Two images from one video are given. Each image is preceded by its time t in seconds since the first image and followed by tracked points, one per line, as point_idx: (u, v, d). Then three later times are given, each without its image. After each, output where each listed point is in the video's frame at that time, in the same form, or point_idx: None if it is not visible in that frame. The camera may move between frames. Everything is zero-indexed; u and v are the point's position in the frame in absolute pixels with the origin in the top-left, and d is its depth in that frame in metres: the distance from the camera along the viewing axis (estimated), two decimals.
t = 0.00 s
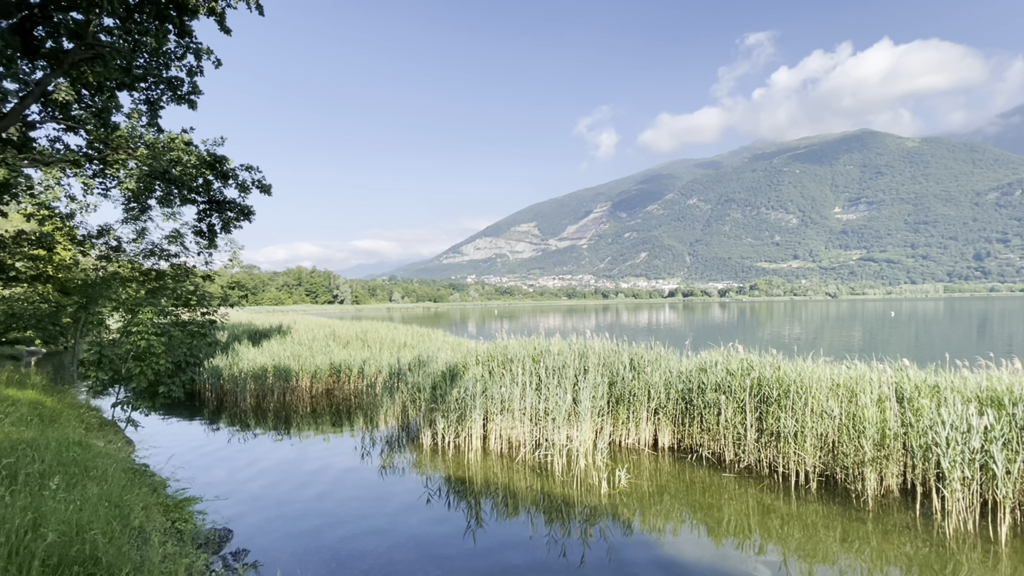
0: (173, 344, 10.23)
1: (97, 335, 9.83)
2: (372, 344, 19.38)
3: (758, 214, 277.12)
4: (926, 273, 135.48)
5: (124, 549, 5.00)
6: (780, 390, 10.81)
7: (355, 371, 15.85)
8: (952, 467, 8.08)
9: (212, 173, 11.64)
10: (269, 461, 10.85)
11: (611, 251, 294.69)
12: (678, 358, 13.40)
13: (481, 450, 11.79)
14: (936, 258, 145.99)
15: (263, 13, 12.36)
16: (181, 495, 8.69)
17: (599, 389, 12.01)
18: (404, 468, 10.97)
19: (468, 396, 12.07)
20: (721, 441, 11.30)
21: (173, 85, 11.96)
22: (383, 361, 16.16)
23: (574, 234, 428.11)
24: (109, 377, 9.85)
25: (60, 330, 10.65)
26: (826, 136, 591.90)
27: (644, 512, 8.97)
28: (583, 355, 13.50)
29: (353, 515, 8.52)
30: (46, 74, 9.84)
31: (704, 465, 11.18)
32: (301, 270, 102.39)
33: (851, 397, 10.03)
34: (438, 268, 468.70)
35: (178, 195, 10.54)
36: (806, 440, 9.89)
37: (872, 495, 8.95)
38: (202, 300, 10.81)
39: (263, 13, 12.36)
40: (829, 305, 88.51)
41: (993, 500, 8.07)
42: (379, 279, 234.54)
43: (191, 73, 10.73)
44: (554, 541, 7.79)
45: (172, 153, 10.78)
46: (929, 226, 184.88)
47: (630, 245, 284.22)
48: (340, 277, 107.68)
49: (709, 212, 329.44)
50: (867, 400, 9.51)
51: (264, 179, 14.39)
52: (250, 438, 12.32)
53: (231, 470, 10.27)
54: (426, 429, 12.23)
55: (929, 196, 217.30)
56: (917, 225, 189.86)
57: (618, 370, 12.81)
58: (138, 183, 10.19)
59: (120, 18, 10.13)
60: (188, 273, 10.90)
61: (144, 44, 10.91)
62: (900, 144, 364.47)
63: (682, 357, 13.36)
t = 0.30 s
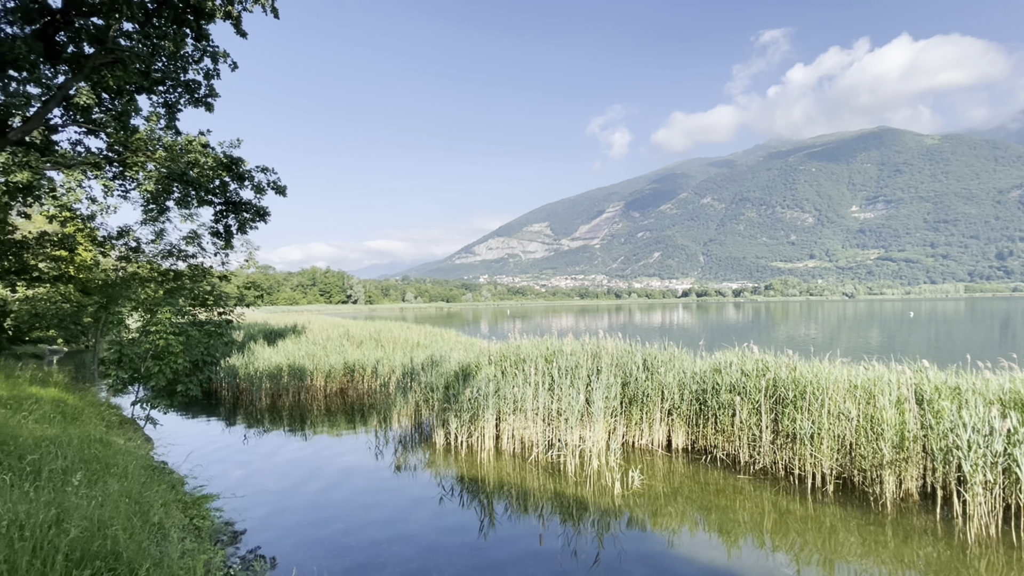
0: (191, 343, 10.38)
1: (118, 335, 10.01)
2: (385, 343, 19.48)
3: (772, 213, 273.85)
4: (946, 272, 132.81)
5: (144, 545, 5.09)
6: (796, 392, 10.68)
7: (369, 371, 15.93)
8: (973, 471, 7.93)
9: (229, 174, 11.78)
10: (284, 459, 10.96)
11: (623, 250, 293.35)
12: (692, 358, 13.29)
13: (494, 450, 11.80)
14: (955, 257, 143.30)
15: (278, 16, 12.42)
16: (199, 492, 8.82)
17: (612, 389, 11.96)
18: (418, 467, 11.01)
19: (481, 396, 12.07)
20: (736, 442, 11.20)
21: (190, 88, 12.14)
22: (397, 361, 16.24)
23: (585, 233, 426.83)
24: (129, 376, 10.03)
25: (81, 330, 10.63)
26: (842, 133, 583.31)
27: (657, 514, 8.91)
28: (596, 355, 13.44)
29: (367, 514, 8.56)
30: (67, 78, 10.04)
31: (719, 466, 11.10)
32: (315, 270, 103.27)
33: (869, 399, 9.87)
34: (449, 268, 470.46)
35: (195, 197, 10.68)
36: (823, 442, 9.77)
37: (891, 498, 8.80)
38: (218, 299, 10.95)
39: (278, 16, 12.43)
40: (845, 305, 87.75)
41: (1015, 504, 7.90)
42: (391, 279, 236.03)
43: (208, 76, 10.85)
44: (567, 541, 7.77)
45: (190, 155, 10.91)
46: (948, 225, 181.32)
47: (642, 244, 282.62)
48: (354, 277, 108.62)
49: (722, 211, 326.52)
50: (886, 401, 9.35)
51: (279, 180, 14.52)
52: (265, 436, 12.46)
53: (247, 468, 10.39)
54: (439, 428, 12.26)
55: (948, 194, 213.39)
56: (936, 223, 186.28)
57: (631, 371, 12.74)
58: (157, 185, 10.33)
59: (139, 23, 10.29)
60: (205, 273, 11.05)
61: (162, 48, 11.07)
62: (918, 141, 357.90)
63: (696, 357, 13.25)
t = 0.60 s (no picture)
0: (213, 343, 10.58)
1: (142, 334, 10.24)
2: (402, 344, 19.61)
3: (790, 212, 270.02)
4: (972, 271, 129.45)
5: (170, 540, 5.20)
6: (817, 394, 10.54)
7: (386, 371, 16.04)
8: (1001, 476, 7.74)
9: (249, 177, 11.96)
10: (304, 458, 11.09)
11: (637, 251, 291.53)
12: (710, 359, 13.16)
13: (510, 450, 11.81)
14: (980, 257, 139.77)
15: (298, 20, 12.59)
16: (221, 490, 8.98)
17: (629, 390, 11.90)
18: (434, 467, 11.07)
19: (497, 396, 12.08)
20: (755, 445, 11.09)
21: (212, 93, 12.34)
22: (413, 361, 16.33)
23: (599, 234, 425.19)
24: (153, 375, 10.27)
25: (106, 330, 10.81)
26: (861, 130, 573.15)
27: (675, 516, 8.85)
28: (612, 356, 13.37)
29: (385, 513, 8.62)
30: (94, 84, 10.29)
31: (738, 469, 11.00)
32: (332, 271, 104.47)
33: (893, 401, 9.69)
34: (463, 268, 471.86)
35: (217, 199, 10.85)
36: (845, 445, 9.62)
37: (915, 503, 8.62)
38: (239, 300, 11.14)
39: (297, 20, 12.59)
40: (867, 305, 89.00)
41: None
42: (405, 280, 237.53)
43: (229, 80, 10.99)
44: (584, 542, 7.75)
45: (212, 158, 11.05)
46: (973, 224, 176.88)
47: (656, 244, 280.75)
48: (369, 278, 109.63)
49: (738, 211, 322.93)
50: (910, 404, 9.19)
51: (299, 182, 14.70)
52: (285, 435, 12.62)
53: (267, 466, 10.54)
54: (456, 428, 12.30)
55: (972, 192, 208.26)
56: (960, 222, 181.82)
57: (648, 372, 12.65)
58: (180, 187, 10.40)
59: (163, 29, 10.50)
60: (226, 275, 11.23)
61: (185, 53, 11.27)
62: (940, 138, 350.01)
63: (714, 358, 13.15)
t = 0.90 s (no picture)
0: (235, 344, 10.80)
1: (167, 335, 10.52)
2: (420, 345, 19.74)
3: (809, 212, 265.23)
4: (1001, 271, 125.68)
5: (197, 536, 5.30)
6: (841, 397, 10.38)
7: (404, 372, 16.13)
8: None
9: (271, 180, 12.14)
10: (324, 457, 11.22)
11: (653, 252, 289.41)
12: (730, 361, 13.01)
13: (528, 452, 11.81)
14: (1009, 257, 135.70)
15: (317, 26, 12.73)
16: (244, 488, 9.14)
17: (648, 392, 11.84)
18: (452, 467, 11.13)
19: (515, 397, 12.08)
20: (777, 448, 10.96)
21: (235, 97, 12.55)
22: (431, 362, 16.40)
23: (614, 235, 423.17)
24: (179, 375, 10.54)
25: (135, 330, 10.91)
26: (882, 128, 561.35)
27: (694, 520, 8.76)
28: (631, 358, 13.28)
29: (404, 512, 8.68)
30: (122, 91, 10.55)
31: (759, 473, 10.88)
32: (350, 272, 105.76)
33: (919, 405, 9.46)
34: (478, 270, 473.58)
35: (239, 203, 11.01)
36: (870, 449, 9.45)
37: (943, 509, 8.40)
38: (261, 301, 11.26)
39: (317, 26, 12.74)
40: (892, 306, 87.02)
41: None
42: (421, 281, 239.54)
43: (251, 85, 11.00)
44: (602, 545, 7.70)
45: (235, 162, 11.23)
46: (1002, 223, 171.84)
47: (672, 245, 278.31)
48: (387, 279, 110.74)
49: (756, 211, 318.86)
50: (938, 408, 8.94)
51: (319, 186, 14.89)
52: (305, 434, 12.79)
53: (288, 465, 10.69)
54: (474, 429, 12.34)
55: (1000, 190, 202.63)
56: (988, 221, 176.74)
57: (667, 373, 12.55)
58: (203, 192, 10.61)
59: (187, 36, 10.72)
60: (249, 276, 11.41)
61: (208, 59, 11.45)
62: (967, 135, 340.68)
63: (735, 360, 12.99)
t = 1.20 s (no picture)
0: (258, 345, 10.98)
1: (191, 336, 10.76)
2: (438, 347, 19.83)
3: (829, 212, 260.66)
4: None
5: (222, 534, 5.40)
6: (865, 400, 10.20)
7: (422, 373, 16.21)
8: None
9: (291, 184, 12.30)
10: (344, 458, 11.33)
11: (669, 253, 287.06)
12: (751, 364, 12.84)
13: (546, 454, 11.78)
14: None
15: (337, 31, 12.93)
16: (266, 487, 9.28)
17: (667, 395, 11.74)
18: (470, 469, 11.17)
19: (532, 399, 12.08)
20: (799, 452, 10.80)
21: (257, 103, 12.79)
22: (449, 364, 16.44)
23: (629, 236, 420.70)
24: (203, 375, 10.78)
25: (161, 331, 11.08)
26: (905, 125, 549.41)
27: (715, 524, 8.65)
28: (649, 360, 13.17)
29: (422, 513, 8.72)
30: (148, 98, 10.81)
31: (781, 477, 10.73)
32: (367, 275, 106.80)
33: (948, 409, 9.23)
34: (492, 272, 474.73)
35: (261, 207, 11.18)
36: (896, 454, 9.25)
37: (974, 517, 8.17)
38: (281, 303, 11.43)
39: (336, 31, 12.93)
40: (917, 308, 84.93)
41: None
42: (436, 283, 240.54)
43: (272, 91, 11.25)
44: (621, 548, 7.65)
45: (257, 167, 11.40)
46: None
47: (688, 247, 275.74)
48: (404, 281, 111.67)
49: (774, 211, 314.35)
50: (967, 412, 8.68)
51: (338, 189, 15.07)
52: (325, 435, 12.93)
53: (309, 465, 10.82)
54: (491, 431, 12.36)
55: None
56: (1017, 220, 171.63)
57: (686, 376, 12.44)
58: (226, 196, 10.82)
59: (211, 44, 10.95)
60: (270, 279, 11.58)
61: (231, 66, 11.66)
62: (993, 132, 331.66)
63: (755, 363, 12.82)
